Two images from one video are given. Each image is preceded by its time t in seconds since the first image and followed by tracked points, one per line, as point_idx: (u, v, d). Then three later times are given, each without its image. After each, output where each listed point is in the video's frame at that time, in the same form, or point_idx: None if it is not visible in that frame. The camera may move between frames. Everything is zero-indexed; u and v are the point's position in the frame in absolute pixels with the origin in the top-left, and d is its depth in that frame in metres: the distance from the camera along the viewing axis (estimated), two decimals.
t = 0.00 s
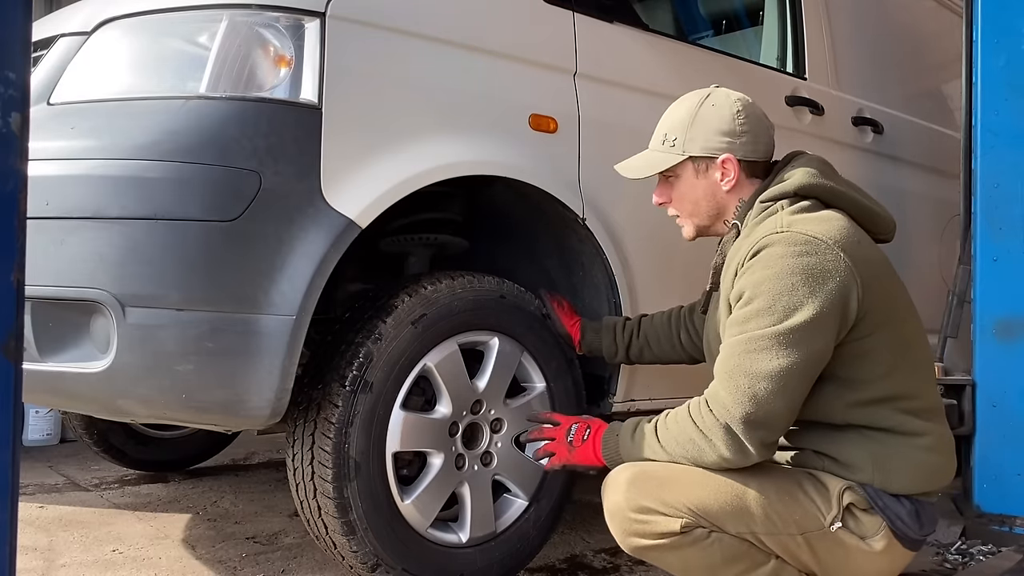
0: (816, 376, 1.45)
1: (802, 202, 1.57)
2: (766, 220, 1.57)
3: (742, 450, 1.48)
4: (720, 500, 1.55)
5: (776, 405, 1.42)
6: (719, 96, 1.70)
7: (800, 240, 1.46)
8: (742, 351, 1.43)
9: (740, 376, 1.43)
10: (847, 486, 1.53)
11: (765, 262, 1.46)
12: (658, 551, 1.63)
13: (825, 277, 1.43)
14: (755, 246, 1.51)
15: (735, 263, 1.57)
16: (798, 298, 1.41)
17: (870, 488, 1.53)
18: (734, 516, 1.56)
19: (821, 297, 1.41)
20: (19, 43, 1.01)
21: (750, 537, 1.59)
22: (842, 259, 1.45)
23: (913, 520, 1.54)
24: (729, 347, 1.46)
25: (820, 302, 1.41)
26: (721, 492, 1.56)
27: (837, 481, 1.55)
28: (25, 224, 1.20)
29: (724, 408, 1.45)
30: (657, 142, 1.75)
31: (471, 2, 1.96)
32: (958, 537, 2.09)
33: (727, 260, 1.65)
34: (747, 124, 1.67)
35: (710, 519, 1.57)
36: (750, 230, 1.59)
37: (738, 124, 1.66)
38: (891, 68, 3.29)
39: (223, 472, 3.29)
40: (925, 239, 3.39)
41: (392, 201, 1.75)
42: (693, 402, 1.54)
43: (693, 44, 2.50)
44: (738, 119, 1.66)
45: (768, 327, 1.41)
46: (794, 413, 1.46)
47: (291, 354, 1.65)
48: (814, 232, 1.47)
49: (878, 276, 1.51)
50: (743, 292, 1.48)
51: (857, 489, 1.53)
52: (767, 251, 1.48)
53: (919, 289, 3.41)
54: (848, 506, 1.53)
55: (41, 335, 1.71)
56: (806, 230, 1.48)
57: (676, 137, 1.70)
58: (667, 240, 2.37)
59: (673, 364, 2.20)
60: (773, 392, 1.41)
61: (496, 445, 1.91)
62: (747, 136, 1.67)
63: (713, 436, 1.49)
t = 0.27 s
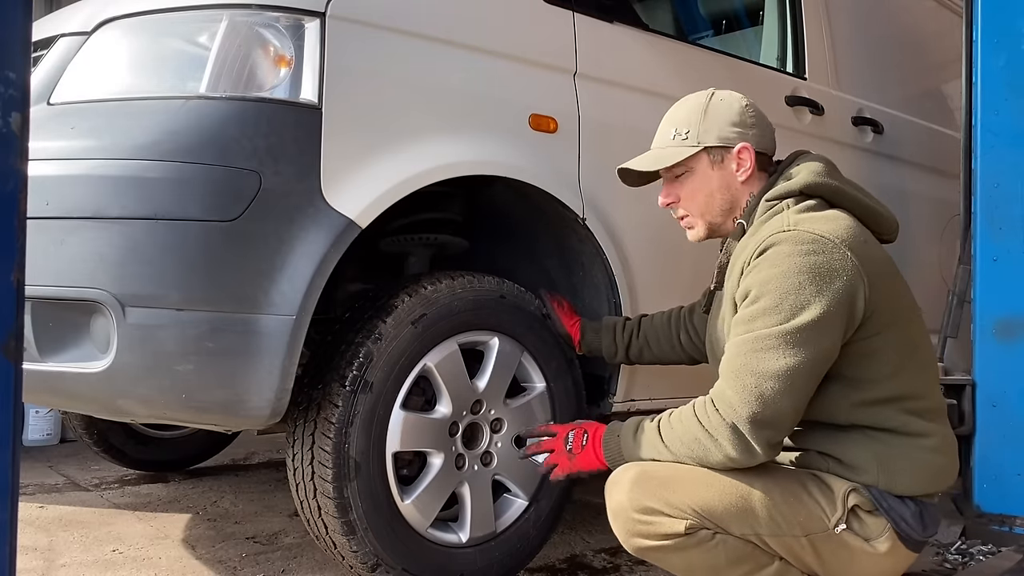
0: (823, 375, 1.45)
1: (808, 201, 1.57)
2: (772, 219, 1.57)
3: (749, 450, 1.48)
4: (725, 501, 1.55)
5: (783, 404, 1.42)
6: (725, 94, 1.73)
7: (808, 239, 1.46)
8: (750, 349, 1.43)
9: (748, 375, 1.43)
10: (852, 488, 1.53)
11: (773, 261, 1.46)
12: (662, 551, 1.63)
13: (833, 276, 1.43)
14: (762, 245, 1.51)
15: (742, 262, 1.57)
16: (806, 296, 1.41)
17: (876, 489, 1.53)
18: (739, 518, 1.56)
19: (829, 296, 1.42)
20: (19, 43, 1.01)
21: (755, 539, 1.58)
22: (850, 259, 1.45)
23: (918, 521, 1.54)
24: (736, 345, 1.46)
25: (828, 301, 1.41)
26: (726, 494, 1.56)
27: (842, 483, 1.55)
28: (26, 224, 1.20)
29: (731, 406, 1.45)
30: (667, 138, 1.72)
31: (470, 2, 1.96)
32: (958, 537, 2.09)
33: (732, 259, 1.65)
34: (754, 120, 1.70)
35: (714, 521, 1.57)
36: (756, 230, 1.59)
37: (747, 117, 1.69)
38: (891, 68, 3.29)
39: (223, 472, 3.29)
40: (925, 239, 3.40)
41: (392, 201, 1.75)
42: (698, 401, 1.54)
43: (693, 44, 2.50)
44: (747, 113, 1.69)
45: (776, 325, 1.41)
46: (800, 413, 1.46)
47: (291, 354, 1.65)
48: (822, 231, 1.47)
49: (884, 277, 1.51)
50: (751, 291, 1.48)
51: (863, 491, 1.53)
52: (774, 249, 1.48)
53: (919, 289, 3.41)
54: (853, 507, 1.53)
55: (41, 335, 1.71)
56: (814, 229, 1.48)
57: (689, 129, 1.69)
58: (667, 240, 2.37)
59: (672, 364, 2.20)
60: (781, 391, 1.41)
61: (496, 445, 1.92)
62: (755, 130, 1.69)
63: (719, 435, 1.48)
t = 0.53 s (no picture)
0: (837, 374, 1.45)
1: (818, 200, 1.58)
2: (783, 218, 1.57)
3: (763, 450, 1.47)
4: (737, 502, 1.55)
5: (799, 403, 1.42)
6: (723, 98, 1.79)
7: (822, 238, 1.46)
8: (766, 348, 1.42)
9: (764, 373, 1.42)
10: (865, 492, 1.53)
11: (788, 259, 1.46)
12: (672, 551, 1.62)
13: (847, 275, 1.44)
14: (775, 244, 1.51)
15: (754, 261, 1.57)
16: (823, 295, 1.41)
17: (888, 493, 1.53)
18: (751, 519, 1.56)
19: (844, 295, 1.42)
20: (19, 43, 1.01)
21: (765, 541, 1.59)
22: (864, 258, 1.46)
23: (928, 525, 1.54)
24: (751, 344, 1.45)
25: (842, 300, 1.42)
26: (738, 494, 1.56)
27: (854, 487, 1.55)
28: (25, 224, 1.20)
29: (746, 405, 1.44)
30: (680, 140, 1.70)
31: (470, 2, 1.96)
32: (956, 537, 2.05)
33: (742, 258, 1.65)
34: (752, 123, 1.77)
35: (726, 521, 1.57)
36: (767, 229, 1.59)
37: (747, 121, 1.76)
38: (891, 68, 3.29)
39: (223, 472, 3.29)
40: (925, 239, 3.40)
41: (391, 202, 1.75)
42: (710, 400, 1.54)
43: (693, 44, 2.50)
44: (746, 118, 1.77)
45: (793, 324, 1.41)
46: (814, 412, 1.46)
47: (291, 354, 1.65)
48: (835, 230, 1.48)
49: (894, 276, 1.52)
50: (766, 289, 1.48)
51: (874, 495, 1.53)
52: (789, 248, 1.48)
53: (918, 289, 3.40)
54: (864, 511, 1.53)
55: (41, 335, 1.71)
56: (828, 228, 1.49)
57: (704, 129, 1.69)
58: (667, 240, 2.37)
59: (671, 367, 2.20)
60: (797, 390, 1.41)
61: (496, 445, 1.91)
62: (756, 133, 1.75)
63: (733, 434, 1.48)
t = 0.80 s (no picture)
0: (846, 373, 1.45)
1: (822, 199, 1.58)
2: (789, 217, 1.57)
3: (772, 449, 1.47)
4: (744, 504, 1.55)
5: (809, 401, 1.42)
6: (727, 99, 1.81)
7: (830, 236, 1.46)
8: (776, 346, 1.42)
9: (774, 372, 1.42)
10: (870, 494, 1.53)
11: (796, 258, 1.46)
12: (678, 551, 1.63)
13: (856, 273, 1.44)
14: (783, 243, 1.51)
15: (760, 260, 1.57)
16: (832, 292, 1.42)
17: (893, 495, 1.54)
18: (757, 520, 1.56)
19: (853, 292, 1.42)
20: (19, 43, 1.01)
21: (772, 542, 1.59)
22: (871, 256, 1.46)
23: (932, 527, 1.54)
24: (760, 343, 1.45)
25: (851, 298, 1.42)
26: (745, 496, 1.56)
27: (860, 489, 1.55)
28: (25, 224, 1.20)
29: (756, 404, 1.44)
30: (690, 135, 1.70)
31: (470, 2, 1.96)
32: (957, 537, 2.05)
33: (747, 257, 1.65)
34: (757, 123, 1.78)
35: (733, 522, 1.57)
36: (772, 229, 1.59)
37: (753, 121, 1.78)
38: (891, 68, 3.29)
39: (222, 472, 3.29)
40: (925, 239, 3.40)
41: (391, 202, 1.75)
42: (718, 398, 1.54)
43: (693, 44, 2.50)
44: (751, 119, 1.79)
45: (802, 322, 1.41)
46: (823, 410, 1.46)
47: (291, 354, 1.65)
48: (843, 228, 1.48)
49: (899, 274, 1.53)
50: (774, 288, 1.47)
51: (880, 497, 1.53)
52: (796, 247, 1.49)
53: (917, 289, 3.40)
54: (870, 513, 1.53)
55: (41, 335, 1.71)
56: (836, 226, 1.49)
57: (714, 126, 1.69)
58: (667, 240, 2.37)
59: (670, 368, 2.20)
60: (807, 388, 1.41)
61: (496, 445, 1.91)
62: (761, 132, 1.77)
63: (741, 433, 1.47)
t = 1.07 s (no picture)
0: (845, 374, 1.45)
1: (822, 200, 1.58)
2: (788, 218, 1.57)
3: (772, 450, 1.47)
4: (744, 504, 1.55)
5: (808, 402, 1.42)
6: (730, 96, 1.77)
7: (829, 237, 1.46)
8: (775, 348, 1.42)
9: (773, 373, 1.42)
10: (870, 493, 1.53)
11: (795, 259, 1.46)
12: (678, 552, 1.63)
13: (854, 274, 1.44)
14: (782, 244, 1.51)
15: (759, 261, 1.57)
16: (830, 294, 1.42)
17: (893, 494, 1.54)
18: (757, 520, 1.56)
19: (851, 294, 1.43)
20: (19, 43, 1.01)
21: (772, 543, 1.59)
22: (870, 257, 1.46)
23: (932, 527, 1.54)
24: (759, 344, 1.45)
25: (850, 299, 1.42)
26: (744, 496, 1.56)
27: (859, 488, 1.55)
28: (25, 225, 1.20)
29: (755, 405, 1.44)
30: (683, 136, 1.71)
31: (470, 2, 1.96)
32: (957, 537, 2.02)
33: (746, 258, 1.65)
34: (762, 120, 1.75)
35: (732, 523, 1.57)
36: (772, 230, 1.59)
37: (757, 119, 1.74)
38: (891, 68, 3.29)
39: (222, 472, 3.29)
40: (925, 239, 3.40)
41: (392, 202, 1.75)
42: (718, 399, 1.54)
43: (693, 44, 2.50)
44: (756, 115, 1.75)
45: (801, 323, 1.41)
46: (822, 411, 1.46)
47: (291, 354, 1.65)
48: (842, 229, 1.48)
49: (898, 275, 1.53)
50: (773, 289, 1.48)
51: (879, 497, 1.53)
52: (795, 248, 1.48)
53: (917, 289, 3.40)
54: (869, 513, 1.53)
55: (41, 335, 1.71)
56: (834, 227, 1.49)
57: (708, 127, 1.69)
58: (668, 240, 2.37)
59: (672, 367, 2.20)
60: (806, 389, 1.41)
61: (496, 445, 1.92)
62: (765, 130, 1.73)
63: (741, 434, 1.48)
